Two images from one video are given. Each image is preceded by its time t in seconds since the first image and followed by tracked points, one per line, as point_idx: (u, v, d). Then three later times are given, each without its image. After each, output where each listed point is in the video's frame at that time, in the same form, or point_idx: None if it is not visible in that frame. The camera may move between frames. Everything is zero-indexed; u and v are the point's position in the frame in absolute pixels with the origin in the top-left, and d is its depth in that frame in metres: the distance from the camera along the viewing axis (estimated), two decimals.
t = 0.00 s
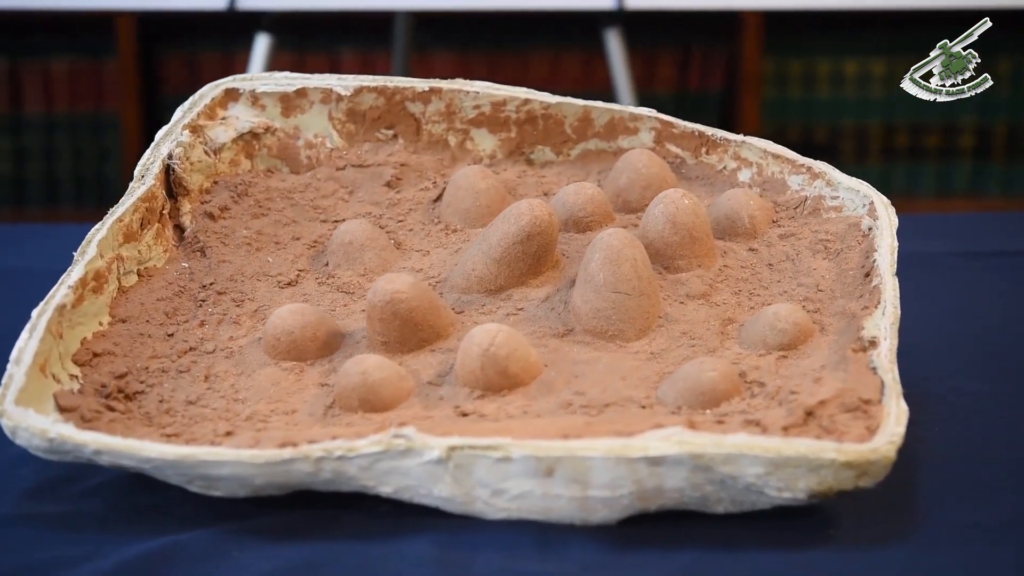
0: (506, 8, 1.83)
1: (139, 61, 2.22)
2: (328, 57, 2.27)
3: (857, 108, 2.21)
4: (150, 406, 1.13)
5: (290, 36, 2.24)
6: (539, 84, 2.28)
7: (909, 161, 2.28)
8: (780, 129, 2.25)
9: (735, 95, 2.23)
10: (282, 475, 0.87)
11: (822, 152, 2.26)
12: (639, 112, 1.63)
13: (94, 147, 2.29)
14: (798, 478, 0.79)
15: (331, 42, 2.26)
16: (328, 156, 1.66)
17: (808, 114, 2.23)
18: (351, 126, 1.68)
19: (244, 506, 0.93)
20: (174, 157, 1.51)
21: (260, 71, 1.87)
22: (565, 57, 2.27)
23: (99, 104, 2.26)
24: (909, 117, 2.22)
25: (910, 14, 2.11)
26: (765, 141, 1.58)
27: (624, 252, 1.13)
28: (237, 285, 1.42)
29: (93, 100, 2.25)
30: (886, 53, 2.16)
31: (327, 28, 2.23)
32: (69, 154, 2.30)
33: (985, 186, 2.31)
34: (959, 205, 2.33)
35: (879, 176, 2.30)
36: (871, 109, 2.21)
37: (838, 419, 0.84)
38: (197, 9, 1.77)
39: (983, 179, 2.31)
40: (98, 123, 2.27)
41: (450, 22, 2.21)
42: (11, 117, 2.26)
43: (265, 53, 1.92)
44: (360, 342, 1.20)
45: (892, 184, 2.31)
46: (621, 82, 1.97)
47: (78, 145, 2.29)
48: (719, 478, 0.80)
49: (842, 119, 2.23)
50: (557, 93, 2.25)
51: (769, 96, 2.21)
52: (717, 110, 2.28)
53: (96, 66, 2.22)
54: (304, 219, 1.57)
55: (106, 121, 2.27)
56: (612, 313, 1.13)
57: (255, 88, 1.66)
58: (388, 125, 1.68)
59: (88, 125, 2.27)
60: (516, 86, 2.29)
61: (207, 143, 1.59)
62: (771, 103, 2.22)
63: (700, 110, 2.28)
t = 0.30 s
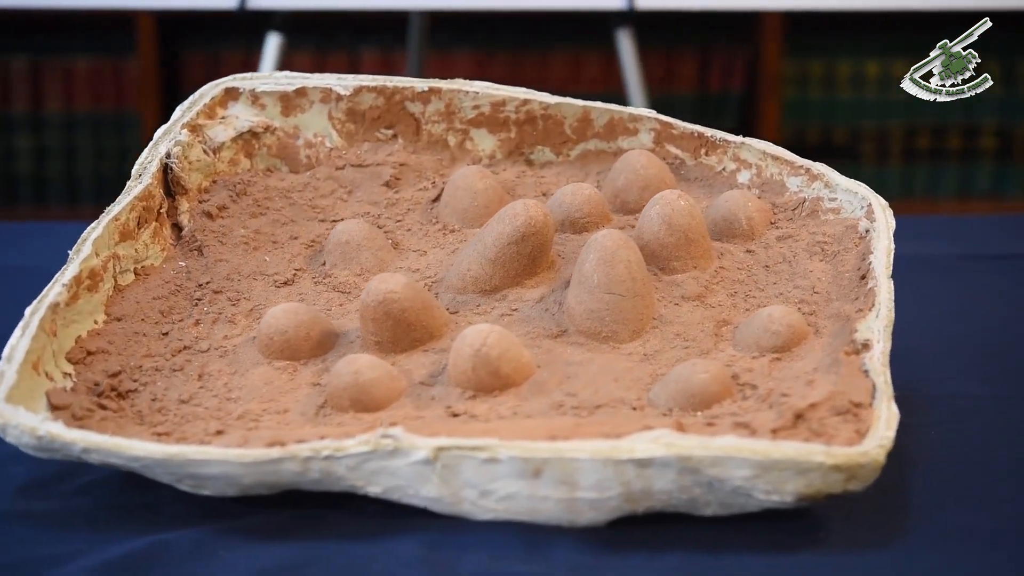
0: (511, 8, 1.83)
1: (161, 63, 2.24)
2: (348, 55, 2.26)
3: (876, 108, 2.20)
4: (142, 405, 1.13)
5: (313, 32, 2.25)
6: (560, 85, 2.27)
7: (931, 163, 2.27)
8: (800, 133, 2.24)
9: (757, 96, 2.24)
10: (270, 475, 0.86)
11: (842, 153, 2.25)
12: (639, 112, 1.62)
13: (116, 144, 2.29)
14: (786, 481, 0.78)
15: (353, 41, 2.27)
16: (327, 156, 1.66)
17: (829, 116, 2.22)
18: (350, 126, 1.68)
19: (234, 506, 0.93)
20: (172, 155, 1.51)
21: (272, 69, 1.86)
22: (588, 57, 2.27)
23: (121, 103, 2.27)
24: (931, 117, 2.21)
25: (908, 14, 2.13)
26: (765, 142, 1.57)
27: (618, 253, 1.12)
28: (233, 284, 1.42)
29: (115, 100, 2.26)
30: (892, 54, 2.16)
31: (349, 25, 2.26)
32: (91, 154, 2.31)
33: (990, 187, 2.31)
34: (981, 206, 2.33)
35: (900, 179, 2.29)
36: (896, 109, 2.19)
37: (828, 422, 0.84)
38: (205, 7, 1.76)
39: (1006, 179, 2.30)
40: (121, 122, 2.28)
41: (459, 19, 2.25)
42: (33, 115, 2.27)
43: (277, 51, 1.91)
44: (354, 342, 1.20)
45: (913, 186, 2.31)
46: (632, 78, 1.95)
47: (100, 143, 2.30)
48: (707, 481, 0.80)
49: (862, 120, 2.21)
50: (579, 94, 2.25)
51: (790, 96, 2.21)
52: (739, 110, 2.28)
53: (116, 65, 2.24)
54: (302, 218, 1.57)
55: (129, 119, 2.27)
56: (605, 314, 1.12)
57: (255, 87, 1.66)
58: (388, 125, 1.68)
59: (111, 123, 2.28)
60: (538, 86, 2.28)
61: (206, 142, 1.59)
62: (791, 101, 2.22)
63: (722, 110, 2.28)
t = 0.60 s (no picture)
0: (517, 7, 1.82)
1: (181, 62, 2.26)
2: (370, 54, 2.28)
3: (901, 108, 2.21)
4: (135, 402, 1.13)
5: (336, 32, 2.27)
6: (580, 85, 2.27)
7: (954, 163, 2.30)
8: (820, 134, 2.27)
9: (778, 98, 2.27)
10: (258, 474, 0.86)
11: (864, 153, 2.28)
12: (638, 113, 1.62)
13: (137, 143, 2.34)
14: (774, 484, 0.78)
15: (374, 39, 2.28)
16: (327, 155, 1.66)
17: (849, 117, 2.24)
18: (350, 125, 1.68)
19: (222, 504, 0.93)
20: (170, 154, 1.51)
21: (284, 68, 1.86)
22: (608, 57, 2.27)
23: (143, 102, 2.31)
24: (955, 118, 2.23)
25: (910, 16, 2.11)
26: (765, 143, 1.56)
27: (612, 254, 1.12)
28: (230, 283, 1.42)
29: (136, 100, 2.31)
30: (897, 55, 2.17)
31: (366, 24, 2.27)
32: (113, 153, 2.36)
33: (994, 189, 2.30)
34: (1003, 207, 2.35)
35: (921, 178, 2.32)
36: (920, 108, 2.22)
37: (817, 425, 0.83)
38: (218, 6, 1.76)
39: None
40: (144, 121, 2.33)
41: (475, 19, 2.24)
42: (56, 113, 2.32)
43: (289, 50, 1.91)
44: (348, 341, 1.20)
45: (936, 185, 2.33)
46: (644, 80, 1.94)
47: (122, 141, 2.35)
48: (694, 483, 0.79)
49: (886, 121, 2.23)
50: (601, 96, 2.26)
51: (812, 97, 2.23)
52: (760, 112, 2.30)
53: (138, 62, 2.26)
54: (302, 217, 1.57)
55: (151, 118, 2.31)
56: (599, 315, 1.12)
57: (255, 86, 1.66)
58: (388, 124, 1.68)
59: (134, 122, 2.32)
60: (559, 86, 2.29)
61: (206, 141, 1.59)
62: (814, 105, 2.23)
63: (743, 111, 2.31)
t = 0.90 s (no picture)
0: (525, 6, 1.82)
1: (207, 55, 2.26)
2: (393, 53, 2.26)
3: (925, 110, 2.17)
4: (128, 400, 1.13)
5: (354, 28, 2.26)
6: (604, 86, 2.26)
7: (979, 166, 2.25)
8: (843, 134, 2.22)
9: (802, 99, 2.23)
10: (245, 471, 0.86)
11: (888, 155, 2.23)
12: (638, 113, 1.61)
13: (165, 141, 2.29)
14: (759, 486, 0.78)
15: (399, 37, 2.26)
16: (328, 154, 1.66)
17: (874, 118, 2.19)
18: (351, 124, 1.68)
19: (211, 502, 0.93)
20: (169, 152, 1.51)
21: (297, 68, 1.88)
22: (630, 57, 2.25)
23: (168, 101, 2.27)
24: (980, 120, 2.18)
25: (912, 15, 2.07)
26: (765, 144, 1.55)
27: (606, 254, 1.12)
28: (226, 281, 1.43)
29: (162, 97, 2.27)
30: (900, 55, 2.15)
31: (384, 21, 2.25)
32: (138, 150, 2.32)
33: (995, 191, 2.29)
34: None
35: (945, 181, 2.27)
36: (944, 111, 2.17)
37: (805, 427, 0.83)
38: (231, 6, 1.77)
39: None
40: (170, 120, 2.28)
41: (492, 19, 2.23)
42: (81, 111, 2.28)
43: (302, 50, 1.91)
44: (341, 340, 1.20)
45: (961, 188, 2.29)
46: (660, 86, 1.95)
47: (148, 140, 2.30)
48: (680, 484, 0.79)
49: (910, 123, 2.18)
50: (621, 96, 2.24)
51: (836, 99, 2.18)
52: (784, 111, 2.27)
53: (163, 61, 2.24)
54: (300, 216, 1.57)
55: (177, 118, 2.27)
56: (592, 315, 1.12)
57: (256, 84, 1.66)
58: (388, 123, 1.68)
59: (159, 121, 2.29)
60: (580, 87, 2.28)
61: (206, 139, 1.59)
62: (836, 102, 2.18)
63: (767, 112, 2.27)
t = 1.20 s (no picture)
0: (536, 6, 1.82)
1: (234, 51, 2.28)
2: (419, 53, 2.25)
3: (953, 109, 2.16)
4: (122, 396, 1.13)
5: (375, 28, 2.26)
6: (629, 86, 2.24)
7: (1008, 169, 2.24)
8: (870, 135, 2.21)
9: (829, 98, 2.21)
10: (233, 468, 0.87)
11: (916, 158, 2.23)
12: (639, 113, 1.61)
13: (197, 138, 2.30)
14: (746, 487, 0.77)
15: (425, 37, 2.26)
16: (330, 152, 1.67)
17: (901, 118, 2.19)
18: (354, 123, 1.68)
19: (200, 498, 0.93)
20: (170, 150, 1.51)
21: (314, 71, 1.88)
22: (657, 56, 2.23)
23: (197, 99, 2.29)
24: (1008, 123, 2.17)
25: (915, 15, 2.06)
26: (766, 145, 1.54)
27: (601, 254, 1.11)
28: (225, 278, 1.43)
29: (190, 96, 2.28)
30: (905, 56, 2.14)
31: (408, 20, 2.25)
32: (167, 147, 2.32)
33: None
34: None
35: (974, 184, 2.27)
36: (971, 111, 2.16)
37: (794, 429, 0.82)
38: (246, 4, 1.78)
39: None
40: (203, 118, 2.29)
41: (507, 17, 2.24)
42: (109, 108, 2.29)
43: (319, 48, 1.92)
44: (336, 338, 1.20)
45: (989, 194, 2.28)
46: (677, 94, 1.94)
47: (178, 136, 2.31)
48: (666, 485, 0.79)
49: (938, 125, 2.18)
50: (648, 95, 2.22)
51: (863, 99, 2.17)
52: (812, 111, 2.25)
53: (191, 59, 2.24)
54: (302, 214, 1.57)
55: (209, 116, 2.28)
56: (586, 316, 1.11)
57: (260, 83, 1.66)
58: (390, 122, 1.68)
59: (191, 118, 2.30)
60: (606, 87, 2.26)
61: (207, 137, 1.59)
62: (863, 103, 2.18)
63: (794, 112, 2.26)
